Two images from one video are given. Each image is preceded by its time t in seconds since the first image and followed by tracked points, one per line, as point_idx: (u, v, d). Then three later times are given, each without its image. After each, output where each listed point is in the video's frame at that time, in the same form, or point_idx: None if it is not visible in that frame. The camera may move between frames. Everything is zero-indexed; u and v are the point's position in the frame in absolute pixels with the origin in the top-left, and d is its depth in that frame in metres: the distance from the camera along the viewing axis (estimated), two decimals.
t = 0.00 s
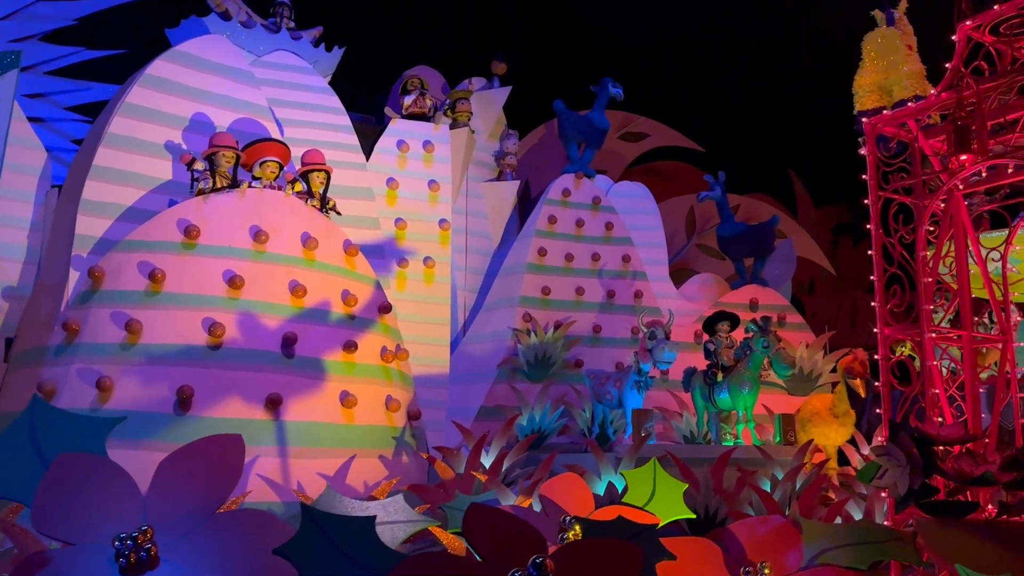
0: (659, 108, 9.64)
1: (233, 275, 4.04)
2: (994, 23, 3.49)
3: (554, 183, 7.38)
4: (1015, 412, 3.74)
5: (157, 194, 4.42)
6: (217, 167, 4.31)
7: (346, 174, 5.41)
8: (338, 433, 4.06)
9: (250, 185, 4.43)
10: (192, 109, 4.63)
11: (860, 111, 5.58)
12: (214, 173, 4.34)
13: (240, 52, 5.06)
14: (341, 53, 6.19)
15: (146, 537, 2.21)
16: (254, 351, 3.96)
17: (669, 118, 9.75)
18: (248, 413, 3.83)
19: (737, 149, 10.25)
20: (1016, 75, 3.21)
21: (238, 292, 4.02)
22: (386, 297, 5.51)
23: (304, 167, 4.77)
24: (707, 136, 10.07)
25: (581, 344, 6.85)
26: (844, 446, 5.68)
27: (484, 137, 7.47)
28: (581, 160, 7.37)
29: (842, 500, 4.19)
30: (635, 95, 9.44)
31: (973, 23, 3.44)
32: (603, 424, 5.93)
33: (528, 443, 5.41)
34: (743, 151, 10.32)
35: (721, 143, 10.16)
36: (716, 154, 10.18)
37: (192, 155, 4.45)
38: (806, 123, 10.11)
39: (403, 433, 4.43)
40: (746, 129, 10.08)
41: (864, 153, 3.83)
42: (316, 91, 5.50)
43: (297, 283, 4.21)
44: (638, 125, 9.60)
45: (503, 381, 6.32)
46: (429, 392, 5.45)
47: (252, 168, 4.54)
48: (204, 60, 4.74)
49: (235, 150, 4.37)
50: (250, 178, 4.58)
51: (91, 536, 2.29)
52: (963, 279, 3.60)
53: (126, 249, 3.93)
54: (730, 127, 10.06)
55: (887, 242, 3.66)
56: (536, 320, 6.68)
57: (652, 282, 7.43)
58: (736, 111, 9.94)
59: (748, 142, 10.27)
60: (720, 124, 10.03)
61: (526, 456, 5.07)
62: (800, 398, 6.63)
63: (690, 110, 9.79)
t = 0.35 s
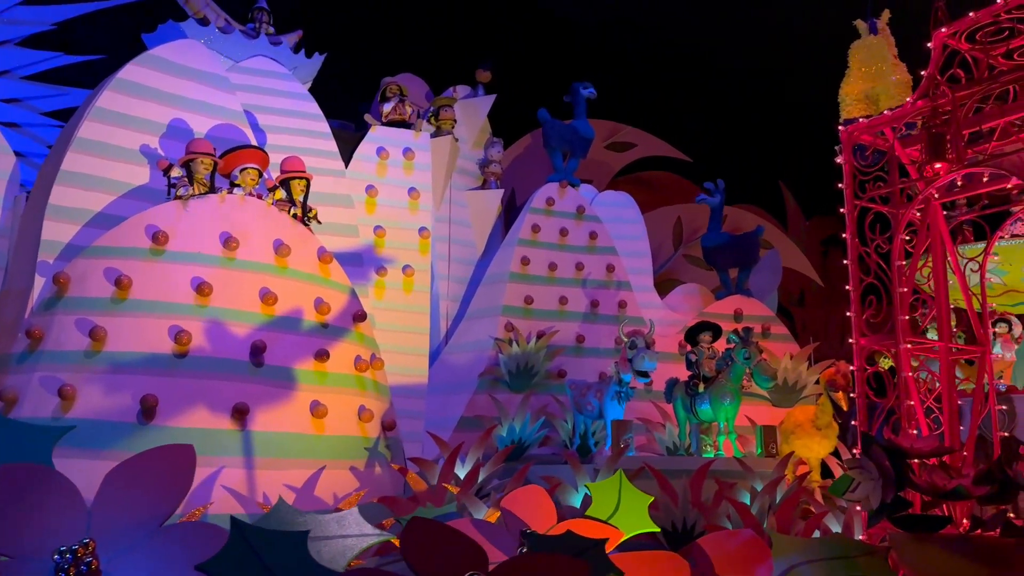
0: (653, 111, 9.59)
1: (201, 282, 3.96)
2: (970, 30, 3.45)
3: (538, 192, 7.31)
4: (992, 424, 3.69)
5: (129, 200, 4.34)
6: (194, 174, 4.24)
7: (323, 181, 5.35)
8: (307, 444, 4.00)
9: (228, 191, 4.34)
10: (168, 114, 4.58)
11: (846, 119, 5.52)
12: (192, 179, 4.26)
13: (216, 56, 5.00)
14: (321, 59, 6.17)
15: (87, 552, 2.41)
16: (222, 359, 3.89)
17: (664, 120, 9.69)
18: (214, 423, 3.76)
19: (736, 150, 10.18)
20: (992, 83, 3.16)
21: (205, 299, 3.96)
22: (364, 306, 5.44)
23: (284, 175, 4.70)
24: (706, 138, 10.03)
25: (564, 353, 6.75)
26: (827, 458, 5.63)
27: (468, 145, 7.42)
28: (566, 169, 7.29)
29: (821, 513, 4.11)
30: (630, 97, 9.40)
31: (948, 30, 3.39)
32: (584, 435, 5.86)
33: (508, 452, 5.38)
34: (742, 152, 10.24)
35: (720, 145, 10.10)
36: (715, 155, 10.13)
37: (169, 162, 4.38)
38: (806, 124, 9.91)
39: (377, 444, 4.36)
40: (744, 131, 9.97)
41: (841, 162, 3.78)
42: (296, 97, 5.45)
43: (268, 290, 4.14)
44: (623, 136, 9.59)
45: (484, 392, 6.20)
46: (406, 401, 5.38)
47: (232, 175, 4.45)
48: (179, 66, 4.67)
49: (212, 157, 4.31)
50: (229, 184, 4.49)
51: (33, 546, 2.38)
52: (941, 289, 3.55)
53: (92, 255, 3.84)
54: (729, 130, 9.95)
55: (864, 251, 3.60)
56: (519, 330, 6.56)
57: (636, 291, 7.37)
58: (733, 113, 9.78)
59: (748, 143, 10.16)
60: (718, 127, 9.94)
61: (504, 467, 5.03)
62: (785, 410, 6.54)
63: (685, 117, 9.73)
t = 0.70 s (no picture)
0: (655, 112, 9.59)
1: (162, 287, 3.90)
2: (938, 41, 3.42)
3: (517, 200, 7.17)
4: (963, 439, 3.64)
5: (93, 204, 4.28)
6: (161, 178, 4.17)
7: (294, 187, 5.27)
8: (268, 453, 3.94)
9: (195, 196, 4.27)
10: (135, 118, 4.51)
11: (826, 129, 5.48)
12: (157, 183, 4.20)
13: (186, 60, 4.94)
14: (297, 65, 6.12)
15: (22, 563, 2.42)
16: (182, 367, 3.82)
17: (665, 121, 9.68)
18: (172, 433, 3.71)
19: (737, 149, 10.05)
20: (961, 94, 3.13)
21: (167, 305, 3.89)
22: (335, 314, 5.37)
23: (253, 179, 4.64)
24: (709, 138, 9.97)
25: (542, 364, 6.65)
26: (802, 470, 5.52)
27: (447, 154, 7.28)
28: (545, 178, 7.21)
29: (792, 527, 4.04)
30: (630, 97, 9.36)
31: (916, 41, 3.37)
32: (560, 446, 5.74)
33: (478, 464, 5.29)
34: (742, 151, 10.10)
35: (721, 146, 10.00)
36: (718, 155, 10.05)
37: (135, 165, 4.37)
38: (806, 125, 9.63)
39: (344, 454, 4.29)
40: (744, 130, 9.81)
41: (811, 172, 3.74)
42: (269, 103, 5.39)
43: (231, 297, 4.07)
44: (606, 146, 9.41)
45: (459, 402, 6.07)
46: (376, 411, 5.31)
47: (198, 179, 4.39)
48: (146, 67, 4.60)
49: (179, 160, 4.24)
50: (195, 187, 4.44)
51: None
52: (910, 302, 3.51)
53: (51, 259, 3.75)
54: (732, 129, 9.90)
55: (832, 263, 3.56)
56: (496, 340, 6.42)
57: (615, 302, 7.31)
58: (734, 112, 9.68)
59: (747, 143, 10.03)
60: (719, 128, 9.88)
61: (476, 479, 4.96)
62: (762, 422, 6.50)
63: (683, 117, 9.71)
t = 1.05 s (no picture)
0: (652, 111, 9.59)
1: (113, 290, 3.79)
2: (899, 56, 3.42)
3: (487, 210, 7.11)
4: (920, 457, 3.64)
5: (43, 204, 4.22)
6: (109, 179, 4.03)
7: (256, 191, 5.18)
8: (216, 462, 3.90)
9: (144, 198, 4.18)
10: (90, 116, 4.41)
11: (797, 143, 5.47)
12: (106, 183, 4.08)
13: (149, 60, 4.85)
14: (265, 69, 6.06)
15: None
16: (130, 372, 3.75)
17: (663, 121, 9.67)
18: (118, 440, 3.64)
19: (735, 147, 9.96)
20: (923, 108, 3.13)
21: (117, 309, 3.79)
22: (297, 321, 5.29)
23: (208, 181, 4.58)
24: (707, 137, 9.90)
25: (509, 376, 6.57)
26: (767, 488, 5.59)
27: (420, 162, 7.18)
28: (517, 189, 7.14)
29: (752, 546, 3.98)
30: (628, 97, 9.37)
31: (878, 56, 3.36)
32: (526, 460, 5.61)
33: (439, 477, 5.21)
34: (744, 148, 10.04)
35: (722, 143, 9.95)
36: (717, 154, 9.96)
37: (84, 165, 4.27)
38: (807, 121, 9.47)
39: (299, 465, 4.25)
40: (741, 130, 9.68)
41: (771, 186, 3.72)
42: (234, 106, 5.32)
43: (184, 302, 4.00)
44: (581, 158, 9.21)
45: (424, 413, 5.95)
46: (335, 421, 5.22)
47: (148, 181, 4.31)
48: (105, 65, 4.49)
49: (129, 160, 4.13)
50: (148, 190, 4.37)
51: None
52: (869, 318, 3.50)
53: None
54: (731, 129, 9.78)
55: (793, 277, 3.54)
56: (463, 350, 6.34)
57: (585, 314, 7.26)
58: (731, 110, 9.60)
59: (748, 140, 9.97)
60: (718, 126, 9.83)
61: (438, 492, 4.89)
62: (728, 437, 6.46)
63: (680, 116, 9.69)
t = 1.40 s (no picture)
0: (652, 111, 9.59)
1: (46, 291, 3.66)
2: (848, 78, 3.42)
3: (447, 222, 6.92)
4: (862, 481, 3.62)
5: None
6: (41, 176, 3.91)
7: (204, 195, 5.08)
8: (146, 470, 3.83)
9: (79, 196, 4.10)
10: (29, 112, 4.31)
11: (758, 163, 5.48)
12: (38, 180, 3.96)
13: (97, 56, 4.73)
14: (222, 72, 5.98)
15: None
16: (60, 376, 3.63)
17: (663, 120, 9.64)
18: (43, 445, 3.54)
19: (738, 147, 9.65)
20: (870, 130, 3.11)
21: (49, 311, 3.66)
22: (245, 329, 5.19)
23: (147, 181, 4.50)
24: (708, 139, 9.75)
25: (464, 390, 6.38)
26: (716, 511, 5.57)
27: (380, 172, 6.95)
28: (479, 202, 6.95)
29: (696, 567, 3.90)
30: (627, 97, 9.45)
31: (827, 77, 3.36)
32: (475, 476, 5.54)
33: (385, 491, 5.13)
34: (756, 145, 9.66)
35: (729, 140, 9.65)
36: (721, 156, 9.74)
37: (17, 161, 4.09)
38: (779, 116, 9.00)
39: (237, 477, 4.18)
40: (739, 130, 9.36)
41: (721, 205, 3.70)
42: (186, 107, 5.21)
43: (120, 305, 3.88)
44: (545, 174, 9.09)
45: (375, 425, 5.78)
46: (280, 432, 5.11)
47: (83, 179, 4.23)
48: (54, 62, 4.40)
49: (64, 157, 4.01)
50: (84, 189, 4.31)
51: None
52: (815, 338, 3.49)
53: None
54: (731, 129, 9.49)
55: (738, 296, 3.55)
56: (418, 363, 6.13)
57: (543, 329, 7.17)
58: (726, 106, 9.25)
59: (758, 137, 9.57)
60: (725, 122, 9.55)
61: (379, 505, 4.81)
62: (682, 457, 6.42)
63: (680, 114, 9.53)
